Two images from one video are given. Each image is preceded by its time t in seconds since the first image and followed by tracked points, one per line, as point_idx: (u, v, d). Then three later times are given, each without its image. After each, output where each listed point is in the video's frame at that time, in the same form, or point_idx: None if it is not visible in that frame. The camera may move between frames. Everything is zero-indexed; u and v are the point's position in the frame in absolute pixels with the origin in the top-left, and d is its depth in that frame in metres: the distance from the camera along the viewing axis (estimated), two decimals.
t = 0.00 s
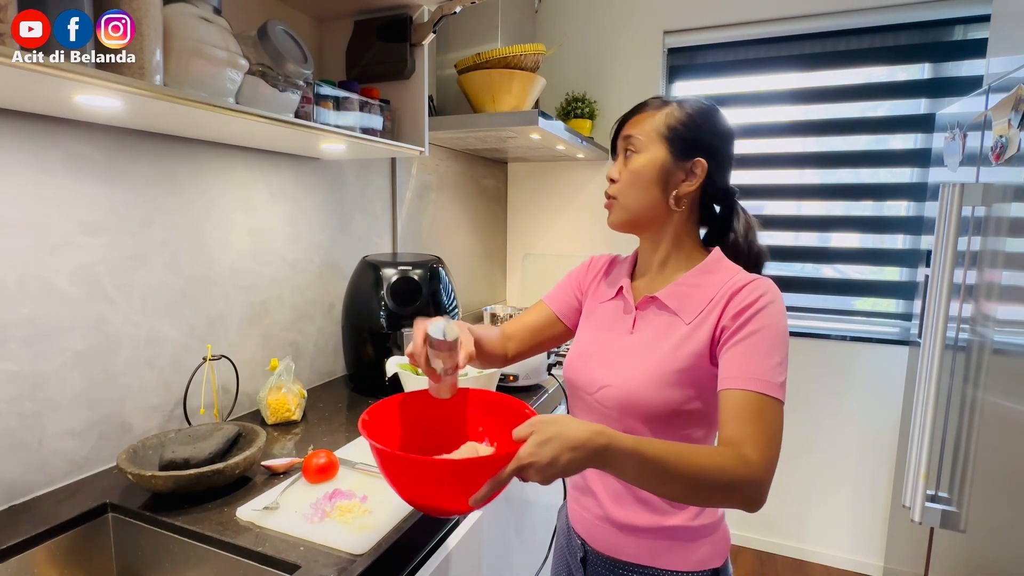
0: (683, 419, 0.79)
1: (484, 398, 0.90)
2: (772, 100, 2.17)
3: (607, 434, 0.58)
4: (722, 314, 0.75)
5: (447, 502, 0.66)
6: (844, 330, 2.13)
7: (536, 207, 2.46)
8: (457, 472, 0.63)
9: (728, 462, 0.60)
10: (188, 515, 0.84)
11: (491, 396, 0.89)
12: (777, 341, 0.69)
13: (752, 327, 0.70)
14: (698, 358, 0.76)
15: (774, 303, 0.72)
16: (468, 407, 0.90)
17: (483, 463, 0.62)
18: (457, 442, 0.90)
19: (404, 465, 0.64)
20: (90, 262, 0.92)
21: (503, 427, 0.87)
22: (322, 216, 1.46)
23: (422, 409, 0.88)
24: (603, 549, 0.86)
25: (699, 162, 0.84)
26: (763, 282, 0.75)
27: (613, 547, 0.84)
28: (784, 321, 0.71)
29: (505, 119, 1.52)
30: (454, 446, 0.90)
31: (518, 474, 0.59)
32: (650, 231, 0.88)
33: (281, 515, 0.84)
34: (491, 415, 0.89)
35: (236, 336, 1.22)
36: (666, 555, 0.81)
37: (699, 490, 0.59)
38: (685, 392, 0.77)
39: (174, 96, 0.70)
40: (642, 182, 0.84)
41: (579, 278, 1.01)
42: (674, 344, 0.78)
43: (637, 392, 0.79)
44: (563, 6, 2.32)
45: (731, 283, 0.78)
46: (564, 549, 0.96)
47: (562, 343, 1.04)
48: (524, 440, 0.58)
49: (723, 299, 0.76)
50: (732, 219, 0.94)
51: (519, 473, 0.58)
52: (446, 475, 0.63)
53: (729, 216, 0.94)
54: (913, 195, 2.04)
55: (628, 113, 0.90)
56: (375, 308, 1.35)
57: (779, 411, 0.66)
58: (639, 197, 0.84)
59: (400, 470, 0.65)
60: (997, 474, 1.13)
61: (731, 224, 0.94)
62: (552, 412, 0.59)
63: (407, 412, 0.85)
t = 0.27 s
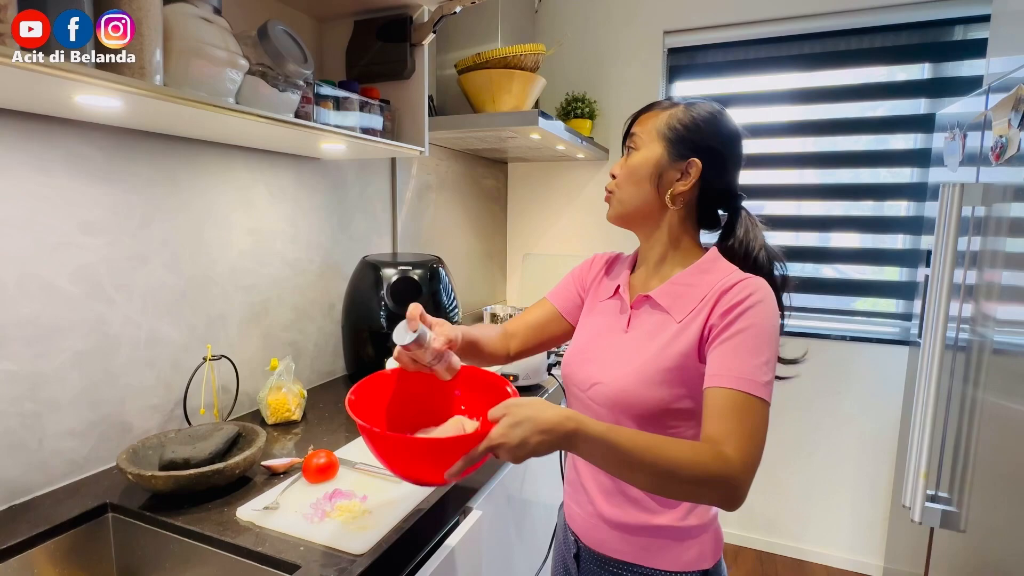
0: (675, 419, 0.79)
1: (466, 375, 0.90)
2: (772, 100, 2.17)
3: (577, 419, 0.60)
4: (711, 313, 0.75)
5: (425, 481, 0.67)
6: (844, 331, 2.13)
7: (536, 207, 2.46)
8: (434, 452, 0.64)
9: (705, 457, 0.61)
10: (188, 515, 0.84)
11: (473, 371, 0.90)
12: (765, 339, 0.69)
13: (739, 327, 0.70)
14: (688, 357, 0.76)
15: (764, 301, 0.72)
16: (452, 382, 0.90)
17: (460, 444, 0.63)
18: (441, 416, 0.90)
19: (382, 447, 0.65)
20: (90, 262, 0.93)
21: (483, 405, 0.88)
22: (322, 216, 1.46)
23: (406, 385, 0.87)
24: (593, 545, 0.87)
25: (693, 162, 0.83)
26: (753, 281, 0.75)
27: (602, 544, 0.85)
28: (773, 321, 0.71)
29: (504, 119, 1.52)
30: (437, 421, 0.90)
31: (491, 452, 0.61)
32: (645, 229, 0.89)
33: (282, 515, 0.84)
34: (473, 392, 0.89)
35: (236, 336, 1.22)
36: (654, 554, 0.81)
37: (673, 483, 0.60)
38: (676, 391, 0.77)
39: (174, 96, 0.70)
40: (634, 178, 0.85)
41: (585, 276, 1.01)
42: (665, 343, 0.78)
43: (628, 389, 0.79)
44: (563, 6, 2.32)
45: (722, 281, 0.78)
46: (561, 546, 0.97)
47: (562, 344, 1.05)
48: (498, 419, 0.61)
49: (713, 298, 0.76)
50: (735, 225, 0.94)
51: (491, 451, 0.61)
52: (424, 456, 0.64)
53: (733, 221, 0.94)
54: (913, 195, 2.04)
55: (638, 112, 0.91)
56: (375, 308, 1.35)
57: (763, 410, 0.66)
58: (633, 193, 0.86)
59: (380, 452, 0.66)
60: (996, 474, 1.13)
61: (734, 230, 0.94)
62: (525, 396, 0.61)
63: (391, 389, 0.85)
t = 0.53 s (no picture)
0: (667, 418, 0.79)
1: (471, 361, 0.95)
2: (772, 100, 2.17)
3: (566, 414, 0.62)
4: (701, 312, 0.75)
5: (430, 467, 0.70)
6: (844, 331, 2.13)
7: (536, 207, 2.46)
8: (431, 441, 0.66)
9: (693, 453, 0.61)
10: (188, 515, 0.84)
11: (476, 360, 0.95)
12: (754, 339, 0.68)
13: (727, 327, 0.70)
14: (678, 356, 0.76)
15: (753, 299, 0.72)
16: (456, 368, 0.95)
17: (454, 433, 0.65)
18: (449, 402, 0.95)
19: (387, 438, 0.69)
20: (90, 262, 0.92)
21: (487, 392, 0.92)
22: (322, 216, 1.46)
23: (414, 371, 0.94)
24: (588, 540, 0.87)
25: (688, 162, 0.83)
26: (741, 279, 0.75)
27: (598, 538, 0.85)
28: (763, 320, 0.70)
29: (504, 119, 1.52)
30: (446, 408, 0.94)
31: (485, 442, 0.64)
32: (639, 226, 0.90)
33: (282, 515, 0.84)
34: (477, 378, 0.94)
35: (236, 336, 1.22)
36: (649, 548, 0.82)
37: (659, 476, 0.62)
38: (666, 390, 0.77)
39: (174, 96, 0.71)
40: (629, 176, 0.85)
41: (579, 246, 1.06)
42: (656, 342, 0.78)
43: (618, 388, 0.79)
44: (562, 6, 2.32)
45: (712, 281, 0.78)
46: (556, 543, 0.96)
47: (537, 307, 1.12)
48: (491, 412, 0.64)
49: (702, 297, 0.76)
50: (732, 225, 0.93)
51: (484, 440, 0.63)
52: (422, 445, 0.67)
53: (728, 222, 0.93)
54: (913, 195, 2.04)
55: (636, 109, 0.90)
56: (375, 308, 1.35)
57: (755, 409, 0.66)
58: (628, 190, 0.86)
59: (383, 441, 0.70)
60: (996, 474, 1.13)
61: (730, 229, 0.93)
62: (514, 391, 0.64)
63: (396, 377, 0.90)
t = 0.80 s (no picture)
0: (654, 412, 0.80)
1: (483, 387, 0.92)
2: (772, 100, 2.17)
3: (590, 433, 0.61)
4: (687, 310, 0.75)
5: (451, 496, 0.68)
6: (844, 330, 2.13)
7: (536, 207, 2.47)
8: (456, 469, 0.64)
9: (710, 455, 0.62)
10: (188, 515, 0.84)
11: (490, 386, 0.92)
12: (741, 339, 0.69)
13: (716, 326, 0.70)
14: (664, 354, 0.76)
15: (736, 299, 0.72)
16: (469, 394, 0.92)
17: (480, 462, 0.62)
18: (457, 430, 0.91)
19: (407, 468, 0.67)
20: (90, 262, 0.93)
21: (499, 416, 0.89)
22: (322, 216, 1.46)
23: (423, 396, 0.90)
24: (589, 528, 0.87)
25: (675, 166, 0.83)
26: (727, 277, 0.75)
27: (598, 525, 0.86)
28: (749, 318, 0.72)
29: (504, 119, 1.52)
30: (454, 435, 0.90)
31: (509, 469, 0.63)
32: (623, 225, 0.90)
33: (282, 516, 0.84)
34: (490, 406, 0.91)
35: (236, 336, 1.22)
36: (649, 531, 0.83)
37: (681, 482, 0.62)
38: (652, 388, 0.78)
39: (174, 96, 0.71)
40: (617, 177, 0.85)
41: (563, 222, 1.07)
42: (642, 340, 0.78)
43: (605, 387, 0.79)
44: (562, 6, 2.32)
45: (696, 278, 0.78)
46: (554, 542, 0.96)
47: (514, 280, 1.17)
48: (515, 437, 0.63)
49: (688, 295, 0.76)
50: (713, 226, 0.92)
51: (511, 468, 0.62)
52: (443, 475, 0.65)
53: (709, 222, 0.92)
54: (913, 195, 2.04)
55: (621, 107, 0.90)
56: (375, 308, 1.35)
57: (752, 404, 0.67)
58: (614, 190, 0.85)
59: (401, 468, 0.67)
60: (996, 474, 1.13)
61: (710, 230, 0.92)
62: (537, 413, 0.63)
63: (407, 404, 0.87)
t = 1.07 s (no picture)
0: (650, 408, 0.81)
1: (499, 392, 0.89)
2: (773, 100, 2.16)
3: (610, 430, 0.62)
4: (684, 306, 0.76)
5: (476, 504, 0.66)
6: (844, 330, 2.13)
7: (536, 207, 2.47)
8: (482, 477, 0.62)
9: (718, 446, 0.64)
10: (188, 515, 0.84)
11: (506, 390, 0.89)
12: (737, 335, 0.71)
13: (713, 322, 0.72)
14: (660, 351, 0.77)
15: (729, 294, 0.74)
16: (484, 398, 0.89)
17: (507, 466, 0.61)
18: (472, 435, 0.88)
19: (426, 476, 0.64)
20: (90, 262, 0.92)
21: (513, 422, 0.87)
22: (322, 216, 1.46)
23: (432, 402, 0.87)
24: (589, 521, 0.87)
25: (672, 169, 0.84)
26: (719, 273, 0.77)
27: (599, 518, 0.85)
28: (741, 311, 0.74)
29: (504, 119, 1.52)
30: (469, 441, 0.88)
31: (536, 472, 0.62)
32: (617, 227, 0.89)
33: (282, 516, 0.84)
34: (507, 411, 0.88)
35: (236, 336, 1.22)
36: (649, 521, 0.83)
37: (693, 472, 0.64)
38: (648, 385, 0.78)
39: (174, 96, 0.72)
40: (615, 181, 0.84)
41: (549, 219, 1.06)
42: (640, 336, 0.78)
43: (602, 386, 0.79)
44: (562, 6, 2.32)
45: (690, 274, 0.79)
46: (551, 539, 0.96)
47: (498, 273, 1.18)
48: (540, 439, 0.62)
49: (685, 290, 0.77)
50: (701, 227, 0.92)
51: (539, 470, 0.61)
52: (466, 482, 0.63)
53: (695, 223, 0.92)
54: (913, 195, 2.04)
55: (610, 108, 0.89)
56: (375, 308, 1.35)
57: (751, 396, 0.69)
58: (610, 194, 0.85)
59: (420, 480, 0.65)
60: (996, 474, 1.13)
61: (698, 229, 0.92)
62: (562, 412, 0.62)
63: (419, 412, 0.84)
